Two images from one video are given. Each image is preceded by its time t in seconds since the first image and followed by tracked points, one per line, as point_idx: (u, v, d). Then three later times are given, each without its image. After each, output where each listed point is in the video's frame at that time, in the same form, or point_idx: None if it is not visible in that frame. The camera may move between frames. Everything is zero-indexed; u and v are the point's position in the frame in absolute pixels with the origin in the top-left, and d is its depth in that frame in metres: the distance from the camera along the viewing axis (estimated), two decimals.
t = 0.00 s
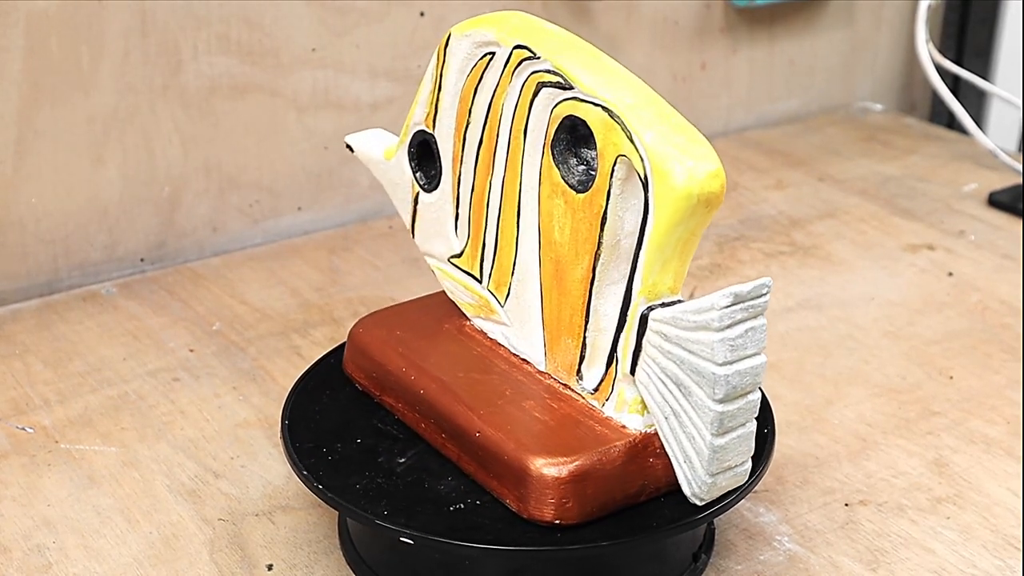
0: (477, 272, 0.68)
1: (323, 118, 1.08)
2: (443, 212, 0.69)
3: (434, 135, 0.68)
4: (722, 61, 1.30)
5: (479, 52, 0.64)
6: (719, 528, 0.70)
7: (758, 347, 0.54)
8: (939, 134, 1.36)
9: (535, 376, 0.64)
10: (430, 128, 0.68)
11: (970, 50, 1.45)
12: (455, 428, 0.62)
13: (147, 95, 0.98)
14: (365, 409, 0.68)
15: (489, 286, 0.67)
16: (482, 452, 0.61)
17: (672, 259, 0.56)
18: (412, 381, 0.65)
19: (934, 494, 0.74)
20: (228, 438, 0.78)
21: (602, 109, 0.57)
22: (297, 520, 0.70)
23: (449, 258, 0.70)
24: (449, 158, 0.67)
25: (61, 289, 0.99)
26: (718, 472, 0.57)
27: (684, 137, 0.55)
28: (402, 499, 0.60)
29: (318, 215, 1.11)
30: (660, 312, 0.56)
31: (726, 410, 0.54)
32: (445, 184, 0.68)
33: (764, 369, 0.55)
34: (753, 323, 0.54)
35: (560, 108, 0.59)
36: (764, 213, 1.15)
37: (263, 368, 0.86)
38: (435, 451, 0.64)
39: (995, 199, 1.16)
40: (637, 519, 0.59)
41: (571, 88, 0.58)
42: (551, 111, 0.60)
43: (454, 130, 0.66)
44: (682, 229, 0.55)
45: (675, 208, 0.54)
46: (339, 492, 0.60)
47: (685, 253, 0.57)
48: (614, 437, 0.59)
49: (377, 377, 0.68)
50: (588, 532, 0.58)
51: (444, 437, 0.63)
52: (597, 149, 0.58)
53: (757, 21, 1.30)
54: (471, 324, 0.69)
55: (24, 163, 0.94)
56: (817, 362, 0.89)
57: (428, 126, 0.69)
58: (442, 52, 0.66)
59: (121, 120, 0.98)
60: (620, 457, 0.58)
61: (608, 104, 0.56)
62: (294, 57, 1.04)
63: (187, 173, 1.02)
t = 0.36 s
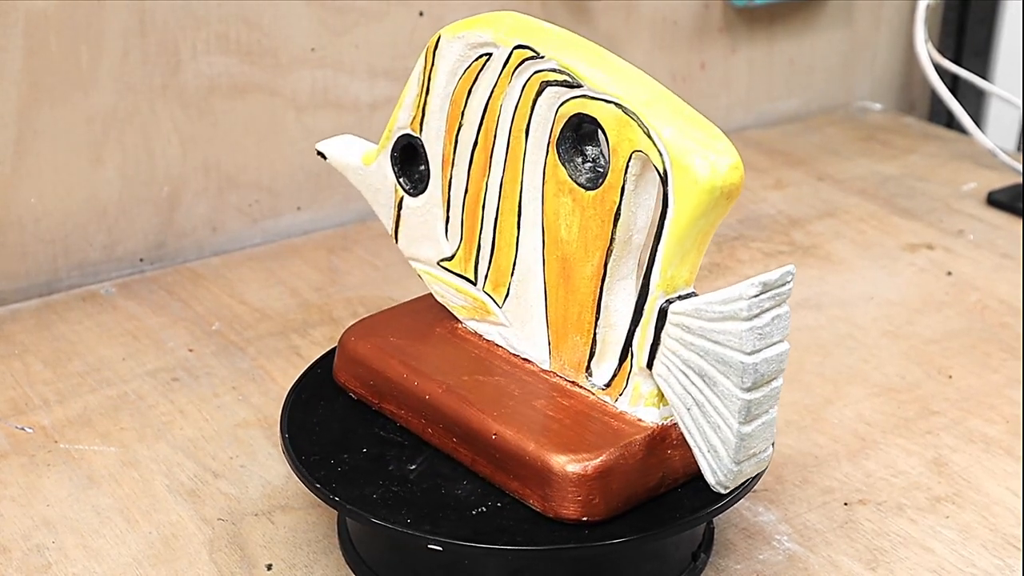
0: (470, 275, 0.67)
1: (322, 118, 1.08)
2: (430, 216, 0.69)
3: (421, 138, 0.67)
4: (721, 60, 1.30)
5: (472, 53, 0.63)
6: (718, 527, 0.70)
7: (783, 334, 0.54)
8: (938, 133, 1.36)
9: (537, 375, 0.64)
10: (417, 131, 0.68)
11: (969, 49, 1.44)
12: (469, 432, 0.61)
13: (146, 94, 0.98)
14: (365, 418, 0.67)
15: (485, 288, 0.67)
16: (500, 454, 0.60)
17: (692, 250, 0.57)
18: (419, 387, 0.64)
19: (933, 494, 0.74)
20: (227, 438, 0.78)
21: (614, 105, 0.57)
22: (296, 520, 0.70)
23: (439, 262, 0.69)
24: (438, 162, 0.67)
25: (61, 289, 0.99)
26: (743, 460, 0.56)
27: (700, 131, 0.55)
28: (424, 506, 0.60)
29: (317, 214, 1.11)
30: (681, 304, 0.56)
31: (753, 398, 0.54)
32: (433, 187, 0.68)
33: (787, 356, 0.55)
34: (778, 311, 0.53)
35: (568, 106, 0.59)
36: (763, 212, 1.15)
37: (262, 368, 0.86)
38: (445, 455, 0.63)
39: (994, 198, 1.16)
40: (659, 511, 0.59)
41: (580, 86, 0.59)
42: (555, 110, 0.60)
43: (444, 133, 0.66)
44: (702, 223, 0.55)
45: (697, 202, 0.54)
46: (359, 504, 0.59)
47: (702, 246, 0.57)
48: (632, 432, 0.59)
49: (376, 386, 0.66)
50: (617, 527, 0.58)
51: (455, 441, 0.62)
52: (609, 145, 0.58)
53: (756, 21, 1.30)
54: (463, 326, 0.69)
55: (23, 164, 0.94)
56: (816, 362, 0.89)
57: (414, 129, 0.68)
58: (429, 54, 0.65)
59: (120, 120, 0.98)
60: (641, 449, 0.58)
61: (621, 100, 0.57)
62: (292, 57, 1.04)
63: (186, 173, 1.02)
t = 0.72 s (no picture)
0: (469, 277, 0.67)
1: (323, 118, 1.09)
2: (422, 220, 0.68)
3: (413, 142, 0.67)
4: (721, 60, 1.30)
5: (471, 55, 0.63)
6: (718, 525, 0.70)
7: (805, 320, 0.55)
8: (936, 133, 1.36)
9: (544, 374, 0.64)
10: (408, 136, 0.67)
11: (968, 48, 1.45)
12: (486, 434, 0.61)
13: (148, 94, 0.98)
14: (369, 426, 0.66)
15: (485, 289, 0.66)
16: (521, 454, 0.60)
17: (710, 243, 0.57)
18: (429, 392, 0.63)
19: (932, 493, 0.74)
20: (229, 437, 0.78)
21: (629, 103, 0.57)
22: (299, 519, 0.71)
23: (432, 265, 0.68)
24: (432, 165, 0.66)
25: (62, 289, 0.99)
26: (767, 446, 0.57)
27: (719, 124, 0.56)
28: (450, 510, 0.60)
29: (317, 214, 1.12)
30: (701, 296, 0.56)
31: (778, 384, 0.55)
32: (426, 190, 0.67)
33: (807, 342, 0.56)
34: (801, 297, 0.54)
35: (578, 105, 0.59)
36: (762, 212, 1.15)
37: (264, 368, 0.86)
38: (459, 458, 0.63)
39: (993, 198, 1.17)
40: (681, 500, 0.60)
41: (591, 85, 0.59)
42: (563, 110, 0.60)
43: (439, 135, 0.65)
44: (722, 215, 0.56)
45: (720, 194, 0.55)
46: (386, 513, 0.59)
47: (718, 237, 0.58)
48: (651, 424, 0.60)
49: (380, 393, 0.66)
50: (644, 519, 0.59)
51: (471, 444, 0.62)
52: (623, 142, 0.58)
53: (755, 20, 1.31)
54: (460, 328, 0.68)
55: (24, 163, 0.94)
56: (815, 361, 0.90)
57: (405, 134, 0.67)
58: (422, 57, 0.65)
59: (122, 120, 0.98)
60: (660, 442, 0.59)
61: (636, 98, 0.57)
62: (293, 57, 1.05)
63: (187, 172, 1.03)
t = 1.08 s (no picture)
0: (465, 279, 0.66)
1: (323, 118, 1.09)
2: (412, 224, 0.67)
3: (403, 146, 0.66)
4: (720, 60, 1.30)
5: (466, 57, 0.62)
6: (718, 525, 0.70)
7: (820, 306, 0.55)
8: (935, 133, 1.36)
9: (549, 371, 0.64)
10: (398, 141, 0.66)
11: (966, 49, 1.45)
12: (500, 436, 0.61)
13: (148, 94, 0.98)
14: (372, 435, 0.66)
15: (481, 291, 0.66)
16: (538, 454, 0.60)
17: (722, 233, 0.58)
18: (438, 397, 0.63)
19: (931, 492, 0.74)
20: (230, 436, 0.79)
21: (640, 99, 0.58)
22: (299, 518, 0.71)
23: (425, 269, 0.68)
24: (424, 168, 0.66)
25: (62, 289, 0.99)
26: (785, 432, 0.57)
27: (730, 116, 0.56)
28: (473, 514, 0.59)
29: (317, 215, 1.12)
30: (716, 286, 0.56)
31: (797, 369, 0.55)
32: (416, 194, 0.67)
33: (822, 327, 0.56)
34: (818, 284, 0.55)
35: (583, 103, 0.60)
36: (762, 212, 1.15)
37: (264, 368, 0.87)
38: (471, 461, 0.63)
39: (993, 197, 1.17)
40: (699, 490, 0.61)
41: (597, 83, 0.59)
42: (568, 108, 0.60)
43: (431, 139, 0.65)
44: (736, 204, 0.57)
45: (737, 185, 0.56)
46: (411, 520, 0.59)
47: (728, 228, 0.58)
48: (665, 416, 0.60)
49: (384, 402, 0.65)
50: (667, 511, 0.59)
51: (484, 447, 0.62)
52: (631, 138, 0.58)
53: (754, 20, 1.31)
54: (453, 331, 0.68)
55: (25, 163, 0.94)
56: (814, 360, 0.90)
57: (394, 139, 0.66)
58: (413, 60, 0.64)
59: (121, 120, 0.98)
60: (677, 434, 0.60)
61: (646, 94, 0.57)
62: (293, 57, 1.05)
63: (187, 173, 1.03)
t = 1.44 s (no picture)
0: (462, 283, 0.66)
1: (322, 118, 1.09)
2: (405, 229, 0.66)
3: (395, 152, 0.64)
4: (720, 60, 1.30)
5: (463, 60, 0.61)
6: (717, 525, 0.70)
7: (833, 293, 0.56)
8: (934, 133, 1.36)
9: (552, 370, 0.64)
10: (390, 145, 0.64)
11: (966, 49, 1.45)
12: (515, 438, 0.61)
13: (147, 94, 0.98)
14: (377, 444, 0.65)
15: (480, 293, 0.66)
16: (556, 453, 0.60)
17: (732, 225, 0.58)
18: (449, 401, 0.62)
19: (931, 492, 0.74)
20: (229, 436, 0.79)
21: (649, 95, 0.58)
22: (298, 518, 0.71)
23: (418, 275, 0.67)
24: (417, 173, 0.65)
25: (61, 289, 0.99)
26: (799, 418, 0.58)
27: (740, 108, 0.57)
28: (498, 516, 0.59)
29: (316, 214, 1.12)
30: (730, 276, 0.57)
31: (812, 355, 0.56)
32: (409, 199, 0.65)
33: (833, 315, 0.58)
34: (831, 272, 0.56)
35: (589, 101, 0.59)
36: (760, 212, 1.15)
37: (263, 368, 0.87)
38: (484, 464, 0.63)
39: (992, 198, 1.17)
40: (713, 479, 0.62)
41: (604, 80, 0.59)
42: (573, 107, 0.60)
43: (425, 143, 0.64)
44: (748, 196, 0.57)
45: (750, 177, 0.57)
46: (439, 527, 0.58)
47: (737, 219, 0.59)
48: (676, 408, 0.61)
49: (390, 409, 0.64)
50: (688, 502, 0.60)
51: (499, 449, 0.62)
52: (640, 133, 0.59)
53: (753, 21, 1.31)
54: (448, 335, 0.67)
55: (24, 163, 0.94)
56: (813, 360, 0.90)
57: (386, 144, 0.64)
58: (405, 64, 0.62)
59: (121, 120, 0.98)
60: (691, 426, 0.60)
61: (656, 90, 0.58)
62: (293, 57, 1.05)
63: (187, 173, 1.03)
